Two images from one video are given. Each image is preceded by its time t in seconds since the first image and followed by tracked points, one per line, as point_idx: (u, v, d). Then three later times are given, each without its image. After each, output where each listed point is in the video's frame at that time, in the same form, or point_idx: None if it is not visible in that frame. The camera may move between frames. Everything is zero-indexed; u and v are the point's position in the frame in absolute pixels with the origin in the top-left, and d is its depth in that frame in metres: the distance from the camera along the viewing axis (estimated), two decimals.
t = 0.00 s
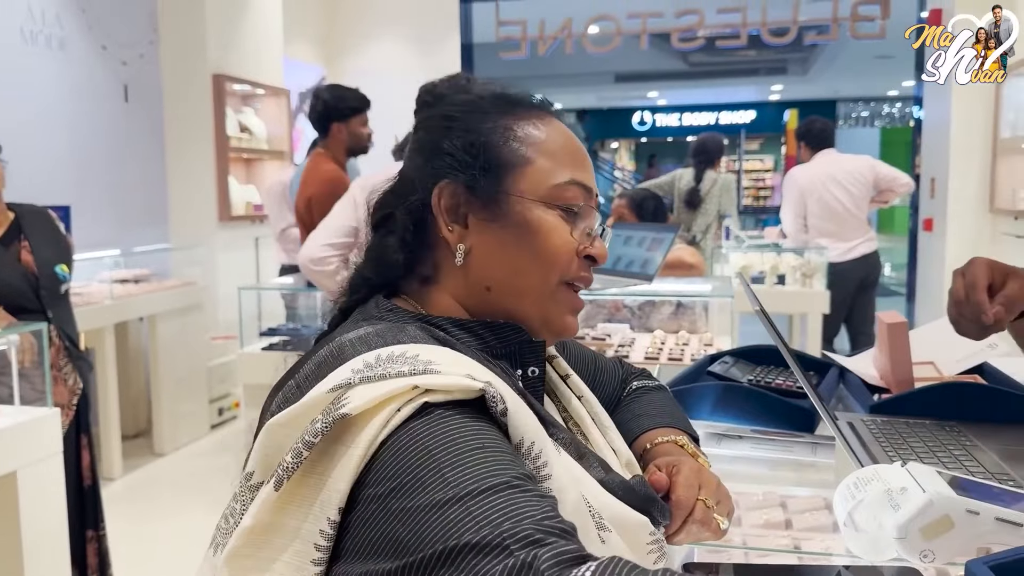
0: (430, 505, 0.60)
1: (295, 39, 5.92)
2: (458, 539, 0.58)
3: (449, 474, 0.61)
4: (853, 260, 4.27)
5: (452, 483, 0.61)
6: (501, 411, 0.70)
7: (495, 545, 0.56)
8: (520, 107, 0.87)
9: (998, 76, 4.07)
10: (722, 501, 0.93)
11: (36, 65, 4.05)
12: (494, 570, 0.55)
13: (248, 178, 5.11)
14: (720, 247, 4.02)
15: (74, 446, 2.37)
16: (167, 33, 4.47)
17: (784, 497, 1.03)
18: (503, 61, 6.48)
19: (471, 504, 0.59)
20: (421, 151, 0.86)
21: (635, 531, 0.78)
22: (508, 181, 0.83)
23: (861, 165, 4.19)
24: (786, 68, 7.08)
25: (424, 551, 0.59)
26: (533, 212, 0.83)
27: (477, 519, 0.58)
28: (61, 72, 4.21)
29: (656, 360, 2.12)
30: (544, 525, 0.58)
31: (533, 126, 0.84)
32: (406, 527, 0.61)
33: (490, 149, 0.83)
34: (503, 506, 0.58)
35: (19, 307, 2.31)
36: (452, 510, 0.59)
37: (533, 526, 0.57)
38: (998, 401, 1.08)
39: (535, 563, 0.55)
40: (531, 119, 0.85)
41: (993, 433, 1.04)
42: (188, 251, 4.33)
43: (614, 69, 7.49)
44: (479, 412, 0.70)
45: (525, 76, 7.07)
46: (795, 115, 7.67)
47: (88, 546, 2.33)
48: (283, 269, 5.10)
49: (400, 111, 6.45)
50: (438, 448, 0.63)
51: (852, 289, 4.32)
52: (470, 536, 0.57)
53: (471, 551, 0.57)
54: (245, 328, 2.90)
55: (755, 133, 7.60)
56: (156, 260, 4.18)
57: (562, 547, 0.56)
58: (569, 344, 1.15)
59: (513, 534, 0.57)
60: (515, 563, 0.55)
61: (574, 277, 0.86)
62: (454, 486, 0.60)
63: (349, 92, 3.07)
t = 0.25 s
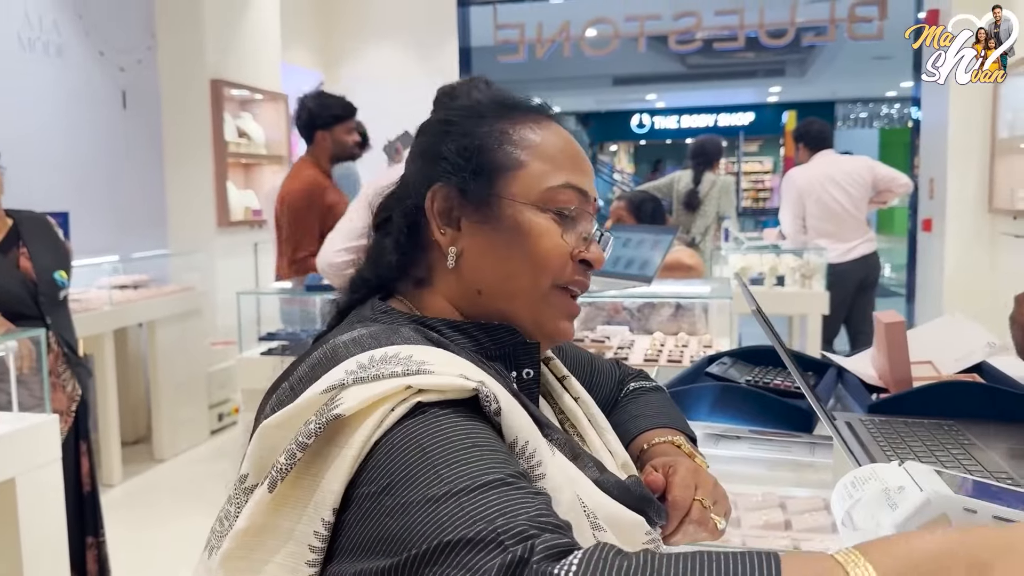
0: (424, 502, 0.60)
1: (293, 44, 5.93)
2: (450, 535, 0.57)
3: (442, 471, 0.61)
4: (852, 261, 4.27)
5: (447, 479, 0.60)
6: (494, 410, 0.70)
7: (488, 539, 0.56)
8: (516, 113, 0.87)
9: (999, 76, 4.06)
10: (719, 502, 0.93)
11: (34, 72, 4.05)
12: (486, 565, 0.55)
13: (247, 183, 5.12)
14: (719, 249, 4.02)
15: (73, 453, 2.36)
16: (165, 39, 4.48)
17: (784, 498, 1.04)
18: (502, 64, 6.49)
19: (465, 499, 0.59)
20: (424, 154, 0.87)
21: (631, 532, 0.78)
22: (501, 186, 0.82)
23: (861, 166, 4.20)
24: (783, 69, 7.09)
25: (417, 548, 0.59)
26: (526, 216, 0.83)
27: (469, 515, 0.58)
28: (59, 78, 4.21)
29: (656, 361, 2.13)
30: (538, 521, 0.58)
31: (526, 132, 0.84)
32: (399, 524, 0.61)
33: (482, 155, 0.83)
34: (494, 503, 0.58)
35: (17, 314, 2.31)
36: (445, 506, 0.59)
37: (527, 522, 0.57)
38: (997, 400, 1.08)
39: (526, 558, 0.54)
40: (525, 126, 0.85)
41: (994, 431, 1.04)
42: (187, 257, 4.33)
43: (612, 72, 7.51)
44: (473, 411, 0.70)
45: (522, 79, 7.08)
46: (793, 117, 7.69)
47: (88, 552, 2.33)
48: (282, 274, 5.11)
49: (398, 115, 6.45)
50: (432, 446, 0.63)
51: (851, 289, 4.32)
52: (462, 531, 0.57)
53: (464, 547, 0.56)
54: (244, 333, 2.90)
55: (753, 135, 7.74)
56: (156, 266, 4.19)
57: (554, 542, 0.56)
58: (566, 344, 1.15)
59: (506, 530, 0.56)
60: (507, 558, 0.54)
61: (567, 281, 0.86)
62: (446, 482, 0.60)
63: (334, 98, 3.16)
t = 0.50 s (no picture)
0: (431, 510, 0.61)
1: (291, 49, 5.93)
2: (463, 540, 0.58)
3: (449, 479, 0.62)
4: (851, 262, 4.28)
5: (452, 487, 0.61)
6: (489, 416, 0.71)
7: (504, 542, 0.57)
8: (473, 115, 0.87)
9: (998, 76, 4.06)
10: (712, 505, 0.94)
11: (33, 79, 4.06)
12: (501, 567, 0.56)
13: (246, 188, 5.11)
14: (718, 251, 4.02)
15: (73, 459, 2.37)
16: (166, 45, 4.51)
17: (782, 499, 1.03)
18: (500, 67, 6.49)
19: (473, 505, 0.59)
20: (383, 173, 0.90)
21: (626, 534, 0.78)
22: (458, 193, 0.84)
23: (859, 167, 4.21)
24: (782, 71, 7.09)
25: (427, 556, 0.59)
26: (486, 222, 0.84)
27: (480, 521, 0.58)
28: (58, 85, 4.22)
29: (654, 364, 2.13)
30: (549, 522, 0.59)
31: (479, 132, 0.84)
32: (406, 533, 0.61)
33: (436, 164, 0.85)
34: (504, 507, 0.59)
35: (16, 321, 2.32)
36: (455, 514, 0.59)
37: (539, 524, 0.58)
38: (992, 401, 1.08)
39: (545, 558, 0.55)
40: (479, 126, 0.85)
41: (990, 432, 1.04)
42: (186, 263, 4.34)
43: (611, 75, 7.51)
44: (467, 419, 0.71)
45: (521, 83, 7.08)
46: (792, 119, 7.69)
47: (88, 559, 2.33)
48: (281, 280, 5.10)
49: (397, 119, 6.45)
50: (434, 455, 0.64)
51: (850, 291, 4.32)
52: (474, 536, 0.57)
53: (479, 551, 0.57)
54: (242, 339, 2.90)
55: (754, 136, 7.54)
56: (156, 272, 4.20)
57: (571, 542, 0.57)
58: (559, 350, 1.15)
59: (520, 532, 0.57)
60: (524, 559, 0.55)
61: (538, 281, 0.86)
62: (454, 489, 0.61)
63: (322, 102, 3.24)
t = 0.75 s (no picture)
0: (424, 516, 0.61)
1: (291, 53, 5.94)
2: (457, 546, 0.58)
3: (442, 486, 0.62)
4: (852, 261, 4.28)
5: (444, 493, 0.61)
6: (482, 421, 0.71)
7: (497, 548, 0.57)
8: (440, 115, 0.86)
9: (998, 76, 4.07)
10: (710, 503, 0.94)
11: (35, 85, 4.07)
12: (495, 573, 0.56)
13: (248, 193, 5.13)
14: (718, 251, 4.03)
15: (76, 463, 2.37)
16: (167, 49, 4.53)
17: (782, 498, 1.02)
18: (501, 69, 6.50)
19: (465, 511, 0.60)
20: (356, 184, 0.91)
21: (622, 534, 0.79)
22: (429, 201, 0.84)
23: (859, 167, 4.21)
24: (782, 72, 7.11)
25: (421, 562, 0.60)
26: (459, 229, 0.83)
27: (473, 527, 0.59)
28: (59, 91, 4.23)
29: (655, 364, 2.13)
30: (542, 527, 0.59)
31: (444, 135, 0.84)
32: (399, 539, 0.62)
33: (405, 174, 0.85)
34: (497, 512, 0.59)
35: (18, 326, 2.33)
36: (448, 519, 0.60)
37: (532, 529, 0.58)
38: (992, 398, 1.08)
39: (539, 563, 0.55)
40: (443, 129, 0.84)
41: (991, 429, 1.04)
42: (189, 267, 4.35)
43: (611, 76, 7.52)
44: (460, 425, 0.70)
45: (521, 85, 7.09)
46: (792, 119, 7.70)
47: (92, 563, 2.33)
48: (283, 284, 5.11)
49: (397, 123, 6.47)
50: (426, 462, 0.64)
51: (851, 290, 4.32)
52: (468, 542, 0.58)
53: (473, 558, 0.57)
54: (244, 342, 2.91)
55: (754, 137, 7.45)
56: (158, 276, 4.21)
57: (565, 545, 0.58)
58: (558, 350, 1.16)
59: (513, 537, 0.57)
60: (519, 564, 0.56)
61: (517, 282, 0.86)
62: (447, 496, 0.61)
63: (313, 105, 3.24)
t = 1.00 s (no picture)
0: (435, 524, 0.62)
1: (292, 56, 5.95)
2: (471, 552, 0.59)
3: (451, 493, 0.63)
4: (854, 261, 4.28)
5: (454, 500, 0.62)
6: (485, 427, 0.72)
7: (512, 552, 0.58)
8: (420, 121, 0.86)
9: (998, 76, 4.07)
10: (709, 504, 0.95)
11: (36, 90, 4.08)
12: None
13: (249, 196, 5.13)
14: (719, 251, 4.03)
15: (79, 466, 2.38)
16: (168, 53, 4.54)
17: (782, 498, 1.03)
18: (502, 71, 6.50)
19: (476, 517, 0.60)
20: (344, 197, 0.92)
21: (625, 535, 0.79)
22: (412, 213, 0.84)
23: (859, 167, 4.22)
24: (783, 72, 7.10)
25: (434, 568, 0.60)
26: (443, 241, 0.83)
27: (486, 532, 0.59)
28: (60, 95, 4.24)
29: (655, 365, 2.14)
30: (554, 527, 0.60)
31: (425, 144, 0.83)
32: (409, 548, 0.62)
33: (387, 187, 0.85)
34: (508, 516, 0.60)
35: (22, 330, 2.33)
36: (460, 526, 0.60)
37: (545, 531, 0.59)
38: (991, 396, 1.08)
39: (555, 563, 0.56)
40: (424, 137, 0.84)
41: (989, 427, 1.04)
42: (191, 270, 4.36)
43: (612, 77, 7.52)
44: (464, 431, 0.71)
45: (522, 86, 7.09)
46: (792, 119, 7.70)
47: (96, 565, 2.34)
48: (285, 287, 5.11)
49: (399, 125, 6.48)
50: (433, 470, 0.64)
51: (853, 290, 4.33)
52: (482, 548, 0.59)
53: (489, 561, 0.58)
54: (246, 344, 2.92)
55: (755, 137, 7.33)
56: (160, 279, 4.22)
57: (578, 544, 0.58)
58: (560, 351, 1.16)
59: (527, 540, 0.58)
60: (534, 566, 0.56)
61: (505, 290, 0.86)
62: (458, 502, 0.62)
63: (312, 107, 3.24)
